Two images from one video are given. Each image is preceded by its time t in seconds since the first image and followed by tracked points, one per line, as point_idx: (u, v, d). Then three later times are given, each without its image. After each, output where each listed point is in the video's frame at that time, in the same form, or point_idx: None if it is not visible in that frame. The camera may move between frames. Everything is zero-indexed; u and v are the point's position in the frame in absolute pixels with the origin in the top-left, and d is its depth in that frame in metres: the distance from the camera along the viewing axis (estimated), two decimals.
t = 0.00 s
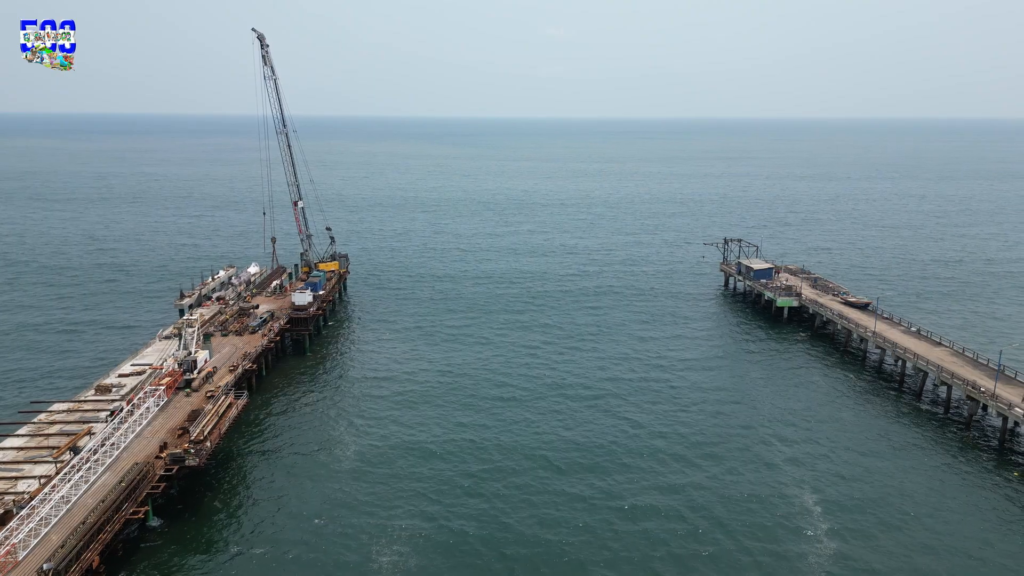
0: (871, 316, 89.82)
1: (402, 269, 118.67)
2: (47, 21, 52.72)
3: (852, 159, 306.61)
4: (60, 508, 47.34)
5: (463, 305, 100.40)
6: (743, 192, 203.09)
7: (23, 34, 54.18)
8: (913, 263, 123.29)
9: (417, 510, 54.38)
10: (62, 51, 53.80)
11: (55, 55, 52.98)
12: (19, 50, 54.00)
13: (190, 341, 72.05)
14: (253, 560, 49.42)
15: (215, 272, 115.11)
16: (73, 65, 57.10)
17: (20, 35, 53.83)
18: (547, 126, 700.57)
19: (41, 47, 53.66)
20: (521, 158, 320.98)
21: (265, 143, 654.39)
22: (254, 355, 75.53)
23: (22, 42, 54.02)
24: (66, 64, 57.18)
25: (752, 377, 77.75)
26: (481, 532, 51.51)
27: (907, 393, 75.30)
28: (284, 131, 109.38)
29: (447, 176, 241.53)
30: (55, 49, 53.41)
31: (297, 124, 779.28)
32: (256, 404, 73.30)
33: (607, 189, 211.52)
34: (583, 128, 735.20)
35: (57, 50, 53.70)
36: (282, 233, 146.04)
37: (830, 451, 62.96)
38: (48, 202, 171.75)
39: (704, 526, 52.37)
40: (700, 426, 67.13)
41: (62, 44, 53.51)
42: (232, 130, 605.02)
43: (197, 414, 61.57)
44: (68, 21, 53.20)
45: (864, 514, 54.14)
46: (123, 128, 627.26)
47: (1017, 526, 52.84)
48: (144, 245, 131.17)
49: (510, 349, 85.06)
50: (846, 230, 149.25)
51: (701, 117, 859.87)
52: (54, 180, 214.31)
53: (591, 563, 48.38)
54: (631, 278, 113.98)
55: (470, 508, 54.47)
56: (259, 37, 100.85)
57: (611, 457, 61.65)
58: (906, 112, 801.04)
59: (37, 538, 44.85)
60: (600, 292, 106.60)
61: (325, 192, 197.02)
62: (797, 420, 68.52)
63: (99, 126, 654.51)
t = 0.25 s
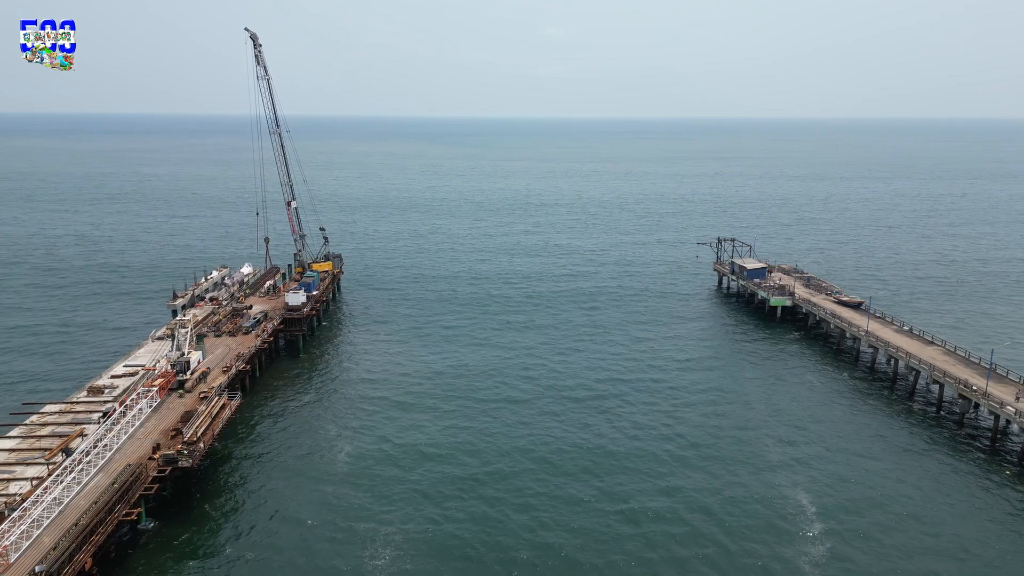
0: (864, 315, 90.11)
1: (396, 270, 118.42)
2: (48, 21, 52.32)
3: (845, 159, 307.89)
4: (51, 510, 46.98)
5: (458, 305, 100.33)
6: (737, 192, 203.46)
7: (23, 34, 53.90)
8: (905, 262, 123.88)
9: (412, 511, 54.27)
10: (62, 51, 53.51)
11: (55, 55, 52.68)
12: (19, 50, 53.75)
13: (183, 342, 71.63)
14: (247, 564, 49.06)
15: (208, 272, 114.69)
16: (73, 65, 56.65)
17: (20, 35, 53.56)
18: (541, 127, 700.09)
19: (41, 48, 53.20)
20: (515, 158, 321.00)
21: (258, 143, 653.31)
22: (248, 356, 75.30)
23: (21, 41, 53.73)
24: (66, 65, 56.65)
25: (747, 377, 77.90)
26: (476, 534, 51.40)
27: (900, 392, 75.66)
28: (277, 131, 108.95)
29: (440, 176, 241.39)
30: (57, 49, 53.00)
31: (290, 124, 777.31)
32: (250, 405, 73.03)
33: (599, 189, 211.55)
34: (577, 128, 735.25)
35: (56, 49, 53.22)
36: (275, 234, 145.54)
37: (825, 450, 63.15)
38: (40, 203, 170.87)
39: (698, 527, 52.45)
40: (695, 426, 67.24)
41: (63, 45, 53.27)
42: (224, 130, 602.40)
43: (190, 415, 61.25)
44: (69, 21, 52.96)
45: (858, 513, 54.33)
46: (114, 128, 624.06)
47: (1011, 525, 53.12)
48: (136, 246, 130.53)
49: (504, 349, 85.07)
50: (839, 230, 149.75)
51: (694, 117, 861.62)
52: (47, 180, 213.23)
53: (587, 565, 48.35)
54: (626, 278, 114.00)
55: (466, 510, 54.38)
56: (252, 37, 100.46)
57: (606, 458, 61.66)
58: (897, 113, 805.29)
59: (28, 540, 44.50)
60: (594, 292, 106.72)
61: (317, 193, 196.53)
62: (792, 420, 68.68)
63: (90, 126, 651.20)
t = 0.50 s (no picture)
0: (856, 314, 90.54)
1: (389, 270, 118.30)
2: (47, 21, 52.50)
3: (837, 160, 309.46)
4: (43, 512, 46.75)
5: (450, 306, 100.31)
6: (730, 192, 203.93)
7: (22, 34, 53.92)
8: (896, 262, 124.56)
9: (406, 514, 54.13)
10: (62, 51, 53.57)
11: (55, 55, 52.73)
12: (19, 50, 53.83)
13: (175, 343, 71.37)
14: (240, 567, 48.86)
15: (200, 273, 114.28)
16: (73, 65, 56.60)
17: (20, 34, 53.57)
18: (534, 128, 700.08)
19: (39, 47, 53.30)
20: (508, 158, 321.09)
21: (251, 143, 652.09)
22: (240, 357, 75.09)
23: (22, 41, 53.79)
24: (65, 64, 56.69)
25: (739, 377, 78.22)
26: (470, 537, 51.36)
27: (891, 391, 76.13)
28: (270, 132, 108.68)
29: (432, 176, 241.21)
30: (55, 49, 53.11)
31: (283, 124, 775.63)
32: (242, 406, 72.81)
33: (591, 188, 211.88)
34: (570, 129, 735.99)
35: (55, 50, 53.20)
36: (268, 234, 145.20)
37: (816, 450, 63.54)
38: (30, 203, 169.92)
39: (692, 528, 52.61)
40: (687, 426, 67.49)
41: (63, 44, 53.36)
42: (216, 130, 600.65)
43: (182, 416, 61.05)
44: (69, 21, 53.07)
45: (851, 513, 54.57)
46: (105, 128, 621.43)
47: (1002, 523, 53.51)
48: (128, 247, 130.00)
49: (498, 349, 85.10)
50: (832, 230, 150.27)
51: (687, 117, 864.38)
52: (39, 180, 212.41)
53: (581, 566, 48.39)
54: (619, 278, 114.10)
55: (460, 511, 54.34)
56: (244, 37, 100.12)
57: (600, 459, 61.75)
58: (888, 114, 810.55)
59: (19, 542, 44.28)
60: (588, 292, 106.92)
61: (309, 193, 196.21)
62: (784, 420, 69.04)
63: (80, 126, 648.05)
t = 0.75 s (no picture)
0: (850, 314, 90.92)
1: (384, 270, 118.21)
2: (48, 21, 52.32)
3: (829, 160, 310.72)
4: (36, 513, 46.48)
5: (446, 306, 100.31)
6: (724, 192, 204.51)
7: (23, 34, 53.50)
8: (889, 261, 125.23)
9: (402, 515, 53.95)
10: (62, 51, 53.17)
11: (55, 55, 52.47)
12: (19, 49, 53.42)
13: (168, 344, 71.06)
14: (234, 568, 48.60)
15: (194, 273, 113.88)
16: (73, 65, 56.35)
17: (20, 34, 53.14)
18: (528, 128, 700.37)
19: (39, 48, 53.10)
20: (502, 159, 321.09)
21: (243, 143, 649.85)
22: (234, 357, 74.82)
23: (22, 41, 53.39)
24: (65, 65, 56.44)
25: (734, 377, 78.48)
26: (466, 538, 51.18)
27: (884, 390, 76.50)
28: (264, 132, 108.34)
29: (426, 176, 240.96)
30: (56, 50, 52.91)
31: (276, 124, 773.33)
32: (236, 406, 72.55)
33: (585, 189, 212.09)
34: (564, 129, 736.73)
35: (54, 50, 52.98)
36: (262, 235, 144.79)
37: (811, 448, 63.84)
38: (21, 203, 168.75)
39: (688, 528, 52.58)
40: (682, 425, 67.69)
41: (64, 45, 53.01)
42: (210, 130, 599.20)
43: (176, 418, 60.82)
44: (70, 22, 52.71)
45: (847, 512, 54.66)
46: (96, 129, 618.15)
47: (996, 521, 53.93)
48: (121, 248, 129.36)
49: (493, 349, 85.05)
50: (825, 230, 150.87)
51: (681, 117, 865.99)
52: (32, 180, 211.54)
53: (578, 567, 48.26)
54: (613, 278, 114.29)
55: (456, 512, 54.18)
56: (238, 37, 99.90)
57: (596, 459, 61.72)
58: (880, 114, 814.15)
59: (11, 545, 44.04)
60: (582, 292, 107.04)
61: (302, 193, 195.67)
62: (779, 419, 69.36)
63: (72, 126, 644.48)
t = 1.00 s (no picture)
0: (843, 313, 91.34)
1: (378, 271, 118.12)
2: (48, 22, 52.20)
3: (821, 160, 311.83)
4: (28, 516, 46.20)
5: (440, 306, 100.33)
6: (718, 192, 204.89)
7: (22, 34, 53.34)
8: (881, 260, 125.90)
9: (397, 516, 53.93)
10: (62, 51, 52.97)
11: (55, 55, 52.31)
12: (19, 49, 53.29)
13: (161, 344, 70.81)
14: (230, 571, 48.45)
15: (188, 273, 113.56)
16: (73, 65, 56.14)
17: (20, 34, 53.01)
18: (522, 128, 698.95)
19: (40, 48, 52.94)
20: (495, 159, 320.97)
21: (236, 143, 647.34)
22: (227, 358, 74.60)
23: (22, 41, 53.23)
24: (65, 65, 56.22)
25: (728, 376, 78.83)
26: (462, 540, 51.16)
27: (877, 389, 76.91)
28: (258, 132, 108.04)
29: (420, 177, 240.70)
30: (56, 50, 52.73)
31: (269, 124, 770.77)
32: (230, 408, 72.38)
33: (579, 189, 212.23)
34: (558, 129, 735.61)
35: (54, 50, 52.80)
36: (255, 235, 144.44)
37: (804, 447, 64.22)
38: (11, 204, 167.63)
39: (683, 529, 52.75)
40: (677, 425, 67.98)
41: (63, 45, 52.85)
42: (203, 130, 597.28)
43: (170, 419, 60.63)
44: (71, 22, 52.63)
45: (840, 512, 54.95)
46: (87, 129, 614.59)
47: (988, 518, 54.43)
48: (113, 248, 128.80)
49: (488, 350, 85.00)
50: (818, 230, 151.39)
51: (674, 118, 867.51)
52: (22, 179, 210.23)
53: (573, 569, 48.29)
54: (607, 278, 114.54)
55: (452, 514, 54.17)
56: (231, 37, 99.62)
57: (591, 459, 61.79)
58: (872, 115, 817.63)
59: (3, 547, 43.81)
60: (577, 292, 107.17)
61: (295, 193, 195.10)
62: (773, 418, 69.71)
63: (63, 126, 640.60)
